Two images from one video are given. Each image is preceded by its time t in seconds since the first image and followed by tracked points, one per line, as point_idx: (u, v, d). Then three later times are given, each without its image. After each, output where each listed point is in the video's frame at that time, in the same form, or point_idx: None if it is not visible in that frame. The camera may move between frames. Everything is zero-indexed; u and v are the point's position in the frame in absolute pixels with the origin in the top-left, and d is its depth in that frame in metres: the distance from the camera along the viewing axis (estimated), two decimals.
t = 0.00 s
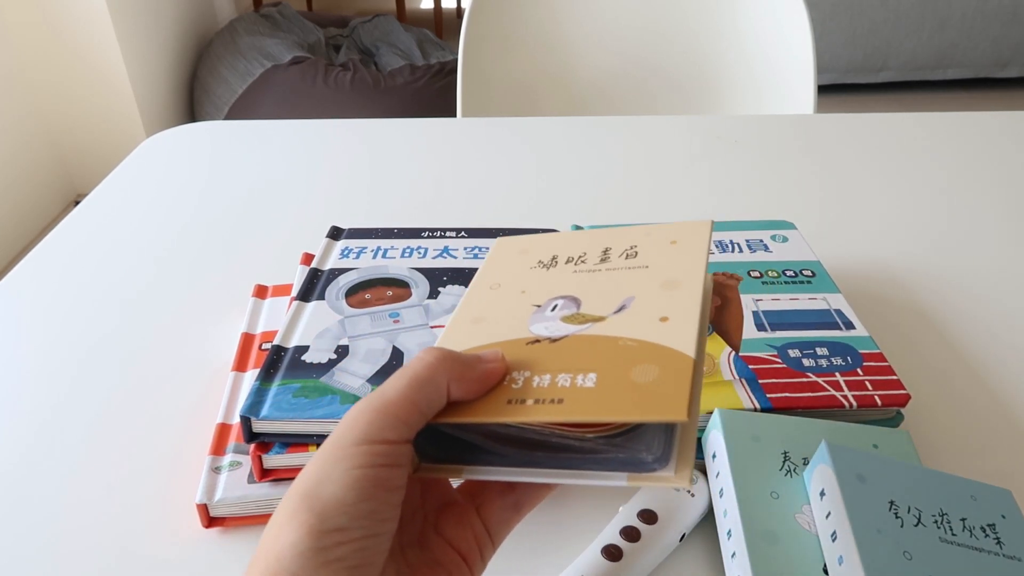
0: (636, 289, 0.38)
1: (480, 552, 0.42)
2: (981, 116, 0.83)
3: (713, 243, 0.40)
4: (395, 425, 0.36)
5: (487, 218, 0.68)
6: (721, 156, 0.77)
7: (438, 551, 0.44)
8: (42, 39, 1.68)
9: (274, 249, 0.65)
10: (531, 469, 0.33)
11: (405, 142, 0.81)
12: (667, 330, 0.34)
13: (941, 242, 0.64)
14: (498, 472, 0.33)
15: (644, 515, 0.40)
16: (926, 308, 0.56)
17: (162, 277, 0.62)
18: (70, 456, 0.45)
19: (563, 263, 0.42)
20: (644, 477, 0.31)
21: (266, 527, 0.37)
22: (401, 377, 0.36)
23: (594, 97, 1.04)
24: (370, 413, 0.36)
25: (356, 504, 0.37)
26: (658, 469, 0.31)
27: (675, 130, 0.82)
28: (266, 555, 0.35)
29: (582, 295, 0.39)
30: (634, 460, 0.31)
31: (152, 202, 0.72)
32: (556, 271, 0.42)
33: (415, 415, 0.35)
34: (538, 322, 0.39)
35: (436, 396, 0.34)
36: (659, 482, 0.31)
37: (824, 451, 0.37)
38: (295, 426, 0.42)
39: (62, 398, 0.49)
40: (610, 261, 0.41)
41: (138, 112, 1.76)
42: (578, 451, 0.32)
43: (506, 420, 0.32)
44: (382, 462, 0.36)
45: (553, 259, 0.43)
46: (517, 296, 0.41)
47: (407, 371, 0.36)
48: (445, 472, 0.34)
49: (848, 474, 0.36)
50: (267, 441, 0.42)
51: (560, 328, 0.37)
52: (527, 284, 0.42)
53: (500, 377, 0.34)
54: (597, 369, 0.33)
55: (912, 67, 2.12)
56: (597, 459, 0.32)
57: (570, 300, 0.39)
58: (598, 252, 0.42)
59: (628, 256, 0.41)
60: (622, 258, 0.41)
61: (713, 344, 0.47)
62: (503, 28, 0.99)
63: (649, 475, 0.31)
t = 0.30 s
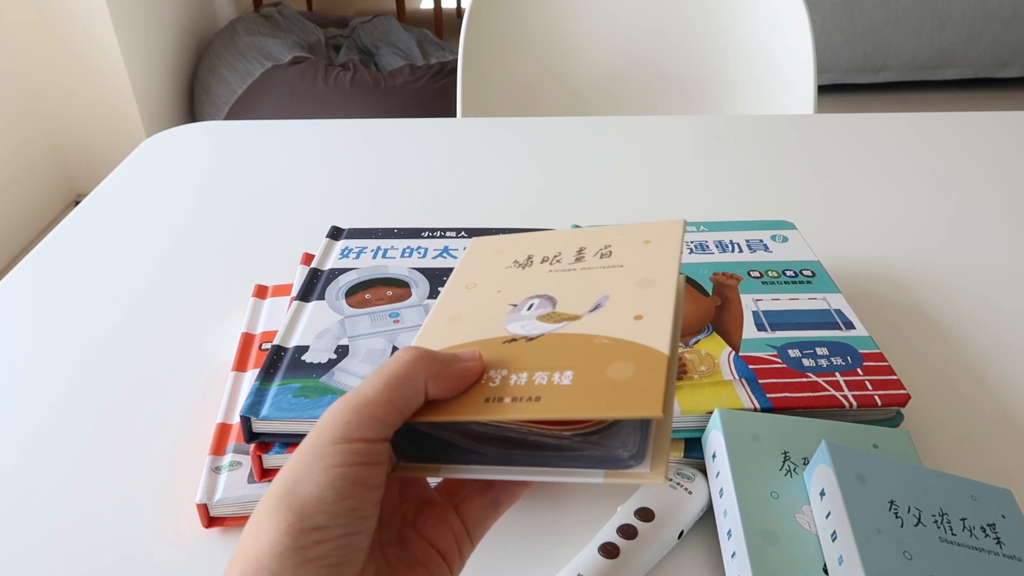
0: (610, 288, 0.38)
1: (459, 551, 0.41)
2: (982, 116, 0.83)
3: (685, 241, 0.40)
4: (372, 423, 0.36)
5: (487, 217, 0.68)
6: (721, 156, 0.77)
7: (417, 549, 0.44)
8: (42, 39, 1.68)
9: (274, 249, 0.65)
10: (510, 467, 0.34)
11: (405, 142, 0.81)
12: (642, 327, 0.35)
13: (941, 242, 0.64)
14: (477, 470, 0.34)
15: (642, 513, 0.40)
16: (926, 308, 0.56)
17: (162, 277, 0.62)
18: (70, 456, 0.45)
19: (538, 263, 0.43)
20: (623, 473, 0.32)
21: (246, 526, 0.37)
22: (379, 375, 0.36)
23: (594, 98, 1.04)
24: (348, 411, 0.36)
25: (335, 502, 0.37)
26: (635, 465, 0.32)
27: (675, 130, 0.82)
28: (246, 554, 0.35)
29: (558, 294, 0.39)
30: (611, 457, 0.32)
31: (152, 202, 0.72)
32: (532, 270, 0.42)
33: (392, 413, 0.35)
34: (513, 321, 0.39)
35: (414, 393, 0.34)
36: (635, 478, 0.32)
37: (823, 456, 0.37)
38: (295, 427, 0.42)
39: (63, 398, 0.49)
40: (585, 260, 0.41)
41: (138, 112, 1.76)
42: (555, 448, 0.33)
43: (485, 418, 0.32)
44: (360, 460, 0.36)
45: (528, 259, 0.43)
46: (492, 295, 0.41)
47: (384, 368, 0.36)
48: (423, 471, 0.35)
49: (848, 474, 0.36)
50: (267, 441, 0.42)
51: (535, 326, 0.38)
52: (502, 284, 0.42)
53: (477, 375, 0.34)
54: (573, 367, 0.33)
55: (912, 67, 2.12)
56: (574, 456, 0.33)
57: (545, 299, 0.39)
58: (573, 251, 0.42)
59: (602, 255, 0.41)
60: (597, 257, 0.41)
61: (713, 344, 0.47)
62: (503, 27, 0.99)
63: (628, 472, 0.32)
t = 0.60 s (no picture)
0: (605, 285, 0.38)
1: (457, 549, 0.42)
2: (982, 116, 0.83)
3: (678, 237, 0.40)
4: (368, 422, 0.36)
5: (487, 218, 0.68)
6: (721, 156, 0.77)
7: (415, 547, 0.44)
8: (41, 39, 1.68)
9: (274, 249, 0.65)
10: (506, 464, 0.33)
11: (405, 142, 0.81)
12: (636, 323, 0.35)
13: (941, 242, 0.64)
14: (474, 468, 0.34)
15: (639, 511, 0.40)
16: (926, 308, 0.56)
17: (162, 277, 0.62)
18: (70, 456, 0.45)
19: (533, 261, 0.43)
20: (617, 471, 0.32)
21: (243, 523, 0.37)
22: (375, 374, 0.36)
23: (593, 98, 1.04)
24: (344, 410, 0.36)
25: (332, 500, 0.37)
26: (631, 462, 0.32)
27: (675, 130, 0.82)
28: (242, 552, 0.36)
29: (552, 291, 0.39)
30: (605, 453, 0.32)
31: (151, 202, 0.72)
32: (527, 268, 0.42)
33: (387, 411, 0.35)
34: (508, 319, 0.39)
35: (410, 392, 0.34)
36: (630, 475, 0.32)
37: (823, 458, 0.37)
38: (295, 427, 0.42)
39: (63, 398, 0.50)
40: (579, 257, 0.42)
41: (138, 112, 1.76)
42: (551, 445, 0.33)
43: (481, 414, 0.32)
44: (356, 458, 0.37)
45: (523, 258, 0.44)
46: (488, 293, 0.42)
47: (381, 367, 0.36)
48: (420, 469, 0.34)
49: (848, 473, 0.36)
50: (267, 441, 0.42)
51: (530, 323, 0.38)
52: (497, 282, 0.42)
53: (472, 373, 0.35)
54: (568, 363, 0.33)
55: (912, 67, 2.12)
56: (569, 453, 0.33)
57: (540, 297, 0.39)
58: (567, 249, 0.43)
59: (596, 253, 0.41)
60: (592, 255, 0.41)
61: (713, 344, 0.47)
62: (503, 28, 0.99)
63: (624, 469, 0.32)
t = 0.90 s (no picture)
0: (604, 295, 0.38)
1: (454, 554, 0.42)
2: (982, 116, 0.83)
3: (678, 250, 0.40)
4: (368, 425, 0.35)
5: (487, 218, 0.68)
6: (721, 156, 0.77)
7: (412, 551, 0.44)
8: (41, 40, 1.68)
9: (274, 249, 0.65)
10: (503, 471, 0.33)
11: (405, 142, 0.81)
12: (634, 334, 0.35)
13: (941, 242, 0.64)
14: (471, 474, 0.33)
15: (642, 513, 0.40)
16: (926, 308, 0.56)
17: (162, 276, 0.62)
18: (70, 456, 0.45)
19: (532, 269, 0.43)
20: (613, 480, 0.32)
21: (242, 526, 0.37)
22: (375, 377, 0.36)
23: (593, 98, 1.04)
24: (343, 413, 0.36)
25: (330, 502, 0.37)
26: (626, 472, 0.32)
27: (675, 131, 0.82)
28: (240, 554, 0.35)
29: (551, 300, 0.39)
30: (601, 463, 0.32)
31: (151, 202, 0.72)
32: (525, 276, 0.42)
33: (387, 414, 0.35)
34: (507, 326, 0.39)
35: (410, 395, 0.34)
36: (627, 484, 0.32)
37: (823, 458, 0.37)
38: (295, 427, 0.42)
39: (63, 398, 0.49)
40: (578, 267, 0.42)
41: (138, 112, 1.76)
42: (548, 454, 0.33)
43: (480, 420, 0.32)
44: (355, 461, 0.36)
45: (522, 265, 0.43)
46: (486, 301, 0.41)
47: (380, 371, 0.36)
48: (417, 474, 0.34)
49: (848, 473, 0.36)
50: (267, 441, 0.42)
51: (529, 331, 0.38)
52: (497, 290, 0.42)
53: (471, 379, 0.35)
54: (567, 371, 0.33)
55: (912, 68, 2.12)
56: (566, 462, 0.33)
57: (539, 305, 0.40)
58: (566, 258, 0.43)
59: (595, 263, 0.41)
60: (590, 265, 0.41)
61: (713, 344, 0.47)
62: (503, 28, 0.99)
63: (618, 478, 0.32)
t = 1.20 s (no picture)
0: (568, 278, 0.39)
1: (431, 548, 0.42)
2: (982, 116, 0.83)
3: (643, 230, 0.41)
4: (331, 422, 0.36)
5: (486, 218, 0.68)
6: (721, 156, 0.77)
7: (387, 546, 0.44)
8: (41, 39, 1.68)
9: (273, 249, 0.65)
10: (471, 459, 0.33)
11: (405, 142, 0.81)
12: (597, 314, 0.35)
13: (941, 242, 0.64)
14: (441, 465, 0.34)
15: (644, 514, 0.40)
16: (926, 308, 0.56)
17: (162, 277, 0.62)
18: (70, 457, 0.45)
19: (499, 257, 0.43)
20: (582, 461, 0.32)
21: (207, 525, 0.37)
22: (338, 374, 0.36)
23: (593, 98, 1.04)
24: (306, 411, 0.36)
25: (295, 499, 0.37)
26: (595, 453, 0.32)
27: (675, 131, 0.82)
28: (204, 552, 0.36)
29: (517, 287, 0.39)
30: (570, 444, 0.32)
31: (151, 202, 0.72)
32: (492, 264, 0.43)
33: (349, 411, 0.35)
34: (472, 315, 0.39)
35: (373, 390, 0.35)
36: (596, 465, 0.32)
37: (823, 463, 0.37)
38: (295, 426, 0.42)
39: (63, 398, 0.49)
40: (544, 252, 0.42)
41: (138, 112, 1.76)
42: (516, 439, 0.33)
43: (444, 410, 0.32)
44: (319, 458, 0.37)
45: (489, 254, 0.44)
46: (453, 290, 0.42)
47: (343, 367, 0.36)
48: (388, 468, 0.35)
49: (849, 474, 0.36)
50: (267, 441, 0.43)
51: (494, 318, 0.38)
52: (463, 279, 0.42)
53: (437, 370, 0.35)
54: (531, 356, 0.33)
55: (912, 68, 2.12)
56: (534, 446, 0.33)
57: (505, 292, 0.40)
58: (532, 245, 0.43)
59: (561, 247, 0.42)
60: (556, 249, 0.42)
61: (713, 344, 0.47)
62: (502, 28, 0.99)
63: (586, 460, 0.32)
